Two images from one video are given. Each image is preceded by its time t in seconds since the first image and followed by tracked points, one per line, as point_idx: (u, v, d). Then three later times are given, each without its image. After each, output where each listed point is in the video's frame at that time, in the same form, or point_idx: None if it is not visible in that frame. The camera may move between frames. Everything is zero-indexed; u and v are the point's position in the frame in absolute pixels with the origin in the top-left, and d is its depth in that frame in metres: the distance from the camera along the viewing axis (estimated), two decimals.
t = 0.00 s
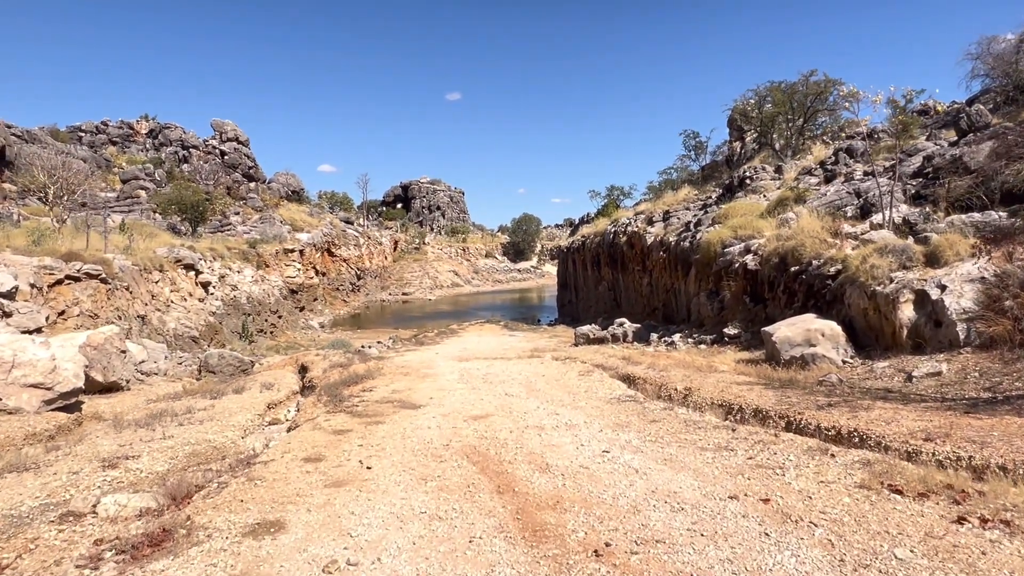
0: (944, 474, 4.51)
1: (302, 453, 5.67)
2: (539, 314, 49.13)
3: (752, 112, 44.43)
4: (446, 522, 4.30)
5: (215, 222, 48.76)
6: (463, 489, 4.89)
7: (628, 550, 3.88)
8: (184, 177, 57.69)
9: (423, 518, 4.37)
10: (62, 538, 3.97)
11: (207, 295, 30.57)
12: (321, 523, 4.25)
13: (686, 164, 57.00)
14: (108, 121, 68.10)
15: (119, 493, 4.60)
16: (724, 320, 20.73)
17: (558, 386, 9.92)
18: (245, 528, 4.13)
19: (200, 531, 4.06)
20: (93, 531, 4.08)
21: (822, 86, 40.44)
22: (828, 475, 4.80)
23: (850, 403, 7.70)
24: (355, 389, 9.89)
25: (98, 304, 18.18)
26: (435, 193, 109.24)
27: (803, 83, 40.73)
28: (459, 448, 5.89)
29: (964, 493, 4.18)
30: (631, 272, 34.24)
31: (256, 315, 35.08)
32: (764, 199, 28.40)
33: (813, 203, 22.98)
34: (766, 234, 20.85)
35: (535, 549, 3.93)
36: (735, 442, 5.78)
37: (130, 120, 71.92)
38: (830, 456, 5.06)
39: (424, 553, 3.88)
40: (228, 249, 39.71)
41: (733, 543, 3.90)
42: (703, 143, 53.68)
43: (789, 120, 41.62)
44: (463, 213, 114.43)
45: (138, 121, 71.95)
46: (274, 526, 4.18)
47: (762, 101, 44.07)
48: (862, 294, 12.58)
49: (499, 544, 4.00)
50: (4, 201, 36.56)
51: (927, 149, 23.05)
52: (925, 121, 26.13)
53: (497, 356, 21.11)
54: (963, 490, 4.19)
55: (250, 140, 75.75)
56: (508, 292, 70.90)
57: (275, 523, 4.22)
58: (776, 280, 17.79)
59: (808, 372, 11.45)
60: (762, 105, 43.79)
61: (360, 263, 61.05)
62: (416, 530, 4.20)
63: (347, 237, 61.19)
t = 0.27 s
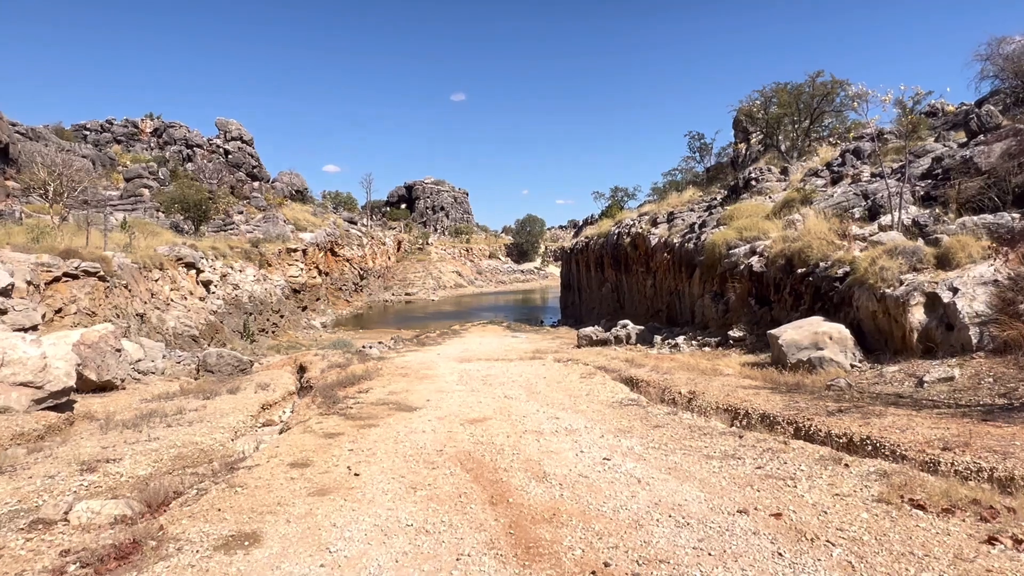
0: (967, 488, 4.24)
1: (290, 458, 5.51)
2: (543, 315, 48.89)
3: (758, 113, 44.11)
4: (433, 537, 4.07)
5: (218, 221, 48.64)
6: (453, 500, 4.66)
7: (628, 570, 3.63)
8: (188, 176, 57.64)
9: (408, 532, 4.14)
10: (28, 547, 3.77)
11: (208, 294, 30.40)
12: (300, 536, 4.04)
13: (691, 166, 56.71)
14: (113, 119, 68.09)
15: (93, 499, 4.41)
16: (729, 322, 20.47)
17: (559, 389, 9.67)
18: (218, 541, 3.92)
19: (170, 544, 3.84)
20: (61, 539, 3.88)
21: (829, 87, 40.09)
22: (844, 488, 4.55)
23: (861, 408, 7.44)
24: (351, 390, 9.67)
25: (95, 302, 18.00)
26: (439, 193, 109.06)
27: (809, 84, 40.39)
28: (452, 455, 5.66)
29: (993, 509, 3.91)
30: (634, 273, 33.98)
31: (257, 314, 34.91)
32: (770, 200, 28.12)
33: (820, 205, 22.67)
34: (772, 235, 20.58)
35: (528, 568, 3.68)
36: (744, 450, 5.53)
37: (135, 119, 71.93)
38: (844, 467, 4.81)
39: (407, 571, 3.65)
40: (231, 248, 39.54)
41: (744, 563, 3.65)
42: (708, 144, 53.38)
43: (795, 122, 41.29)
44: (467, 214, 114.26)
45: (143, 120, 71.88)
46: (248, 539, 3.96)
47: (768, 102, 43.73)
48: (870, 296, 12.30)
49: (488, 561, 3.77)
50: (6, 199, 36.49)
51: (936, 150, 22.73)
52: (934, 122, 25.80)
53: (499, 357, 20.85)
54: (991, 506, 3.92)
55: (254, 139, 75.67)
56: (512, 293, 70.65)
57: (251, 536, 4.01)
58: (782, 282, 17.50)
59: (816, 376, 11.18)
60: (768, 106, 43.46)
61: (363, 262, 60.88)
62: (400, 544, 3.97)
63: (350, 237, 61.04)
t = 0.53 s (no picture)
0: (1003, 512, 3.95)
1: (277, 470, 5.32)
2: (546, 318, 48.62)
3: (764, 115, 43.78)
4: (422, 563, 3.81)
5: (222, 221, 48.53)
6: (446, 520, 4.41)
7: None
8: (192, 176, 57.57)
9: (396, 558, 3.87)
10: None
11: (210, 294, 30.23)
12: (279, 561, 3.78)
13: (696, 168, 56.39)
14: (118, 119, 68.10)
15: (65, 514, 4.22)
16: (735, 326, 20.17)
17: (562, 395, 9.42)
18: (191, 565, 3.69)
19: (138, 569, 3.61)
20: (26, 559, 3.68)
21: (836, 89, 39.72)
22: (869, 510, 4.27)
23: (875, 418, 7.16)
24: (348, 394, 9.44)
25: (94, 303, 17.83)
26: (443, 194, 108.88)
27: (816, 86, 40.04)
28: (447, 469, 5.42)
29: None
30: (639, 276, 33.69)
31: (259, 314, 34.74)
32: (776, 203, 27.81)
33: (827, 208, 22.36)
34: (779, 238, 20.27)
35: None
36: (756, 465, 5.27)
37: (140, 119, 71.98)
38: (866, 488, 4.54)
39: None
40: (233, 248, 39.38)
41: None
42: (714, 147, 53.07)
43: (802, 124, 40.95)
44: (471, 215, 114.08)
45: (148, 120, 71.88)
46: (222, 563, 3.72)
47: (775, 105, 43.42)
48: (882, 302, 12.00)
49: None
50: (10, 198, 36.43)
51: (946, 153, 22.37)
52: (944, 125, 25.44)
53: (501, 360, 20.60)
54: None
55: (259, 140, 75.64)
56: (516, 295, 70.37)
57: (225, 559, 3.78)
58: (789, 286, 17.19)
59: (825, 383, 10.89)
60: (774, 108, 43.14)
61: (367, 263, 60.72)
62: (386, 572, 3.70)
63: (354, 238, 60.89)
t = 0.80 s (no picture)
0: None
1: (267, 474, 5.10)
2: (549, 320, 48.33)
3: (770, 118, 43.53)
4: None
5: (225, 221, 48.41)
6: (444, 531, 4.15)
7: None
8: (195, 176, 57.45)
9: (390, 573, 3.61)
10: None
11: (211, 293, 30.03)
12: None
13: (701, 171, 56.13)
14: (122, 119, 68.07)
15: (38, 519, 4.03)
16: (741, 329, 19.87)
17: (566, 397, 9.17)
18: None
19: None
20: None
21: (843, 91, 39.43)
22: (902, 526, 3.98)
23: (892, 424, 6.89)
24: (347, 395, 9.20)
25: (92, 301, 17.63)
26: (447, 196, 108.76)
27: (823, 89, 39.75)
28: (446, 475, 5.17)
29: None
30: (642, 278, 33.44)
31: (261, 315, 34.54)
32: (783, 205, 27.53)
33: (835, 210, 22.08)
34: (787, 241, 19.99)
35: None
36: (773, 473, 5.02)
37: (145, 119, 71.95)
38: (896, 501, 4.26)
39: None
40: (235, 247, 39.18)
41: None
42: (719, 149, 52.79)
43: (808, 127, 40.68)
44: (475, 217, 113.90)
45: (153, 120, 71.84)
46: None
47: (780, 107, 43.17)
48: (894, 305, 11.72)
49: None
50: (12, 197, 36.31)
51: (956, 156, 22.09)
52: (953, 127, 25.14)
53: (504, 362, 20.35)
54: None
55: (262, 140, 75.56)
56: (519, 297, 70.10)
57: (203, 572, 3.53)
58: (797, 289, 16.91)
59: (836, 387, 10.62)
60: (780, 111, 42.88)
61: (370, 265, 60.53)
62: None
63: (357, 239, 60.70)
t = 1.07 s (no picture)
0: None
1: (255, 486, 4.89)
2: (554, 324, 48.05)
3: (777, 122, 43.21)
4: None
5: (230, 223, 48.36)
6: (439, 554, 3.89)
7: None
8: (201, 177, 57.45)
9: None
10: None
11: (214, 295, 29.89)
12: None
13: (707, 175, 55.81)
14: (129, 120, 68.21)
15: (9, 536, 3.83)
16: (748, 335, 19.58)
17: (570, 404, 8.92)
18: None
19: None
20: None
21: (851, 95, 39.08)
22: (931, 552, 3.72)
23: (911, 435, 6.61)
24: (346, 400, 8.98)
25: (92, 301, 17.49)
26: (452, 199, 108.67)
27: (831, 92, 39.41)
28: (442, 490, 4.93)
29: None
30: (648, 283, 33.16)
31: (264, 316, 34.38)
32: (790, 210, 27.21)
33: (844, 214, 21.77)
34: (796, 245, 19.69)
35: None
36: (790, 490, 4.77)
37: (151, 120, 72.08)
38: (924, 524, 3.99)
39: None
40: (240, 249, 39.07)
41: None
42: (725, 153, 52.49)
43: (816, 131, 40.34)
44: (480, 220, 113.75)
45: (159, 121, 71.91)
46: None
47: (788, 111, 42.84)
48: (908, 311, 11.42)
49: None
50: (18, 197, 36.31)
51: (968, 160, 21.74)
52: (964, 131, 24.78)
53: (508, 366, 20.08)
54: None
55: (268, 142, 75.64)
56: (523, 301, 69.83)
57: None
58: (806, 294, 16.61)
59: (848, 396, 10.32)
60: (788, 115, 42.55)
61: (374, 267, 60.37)
62: None
63: (362, 241, 60.59)
